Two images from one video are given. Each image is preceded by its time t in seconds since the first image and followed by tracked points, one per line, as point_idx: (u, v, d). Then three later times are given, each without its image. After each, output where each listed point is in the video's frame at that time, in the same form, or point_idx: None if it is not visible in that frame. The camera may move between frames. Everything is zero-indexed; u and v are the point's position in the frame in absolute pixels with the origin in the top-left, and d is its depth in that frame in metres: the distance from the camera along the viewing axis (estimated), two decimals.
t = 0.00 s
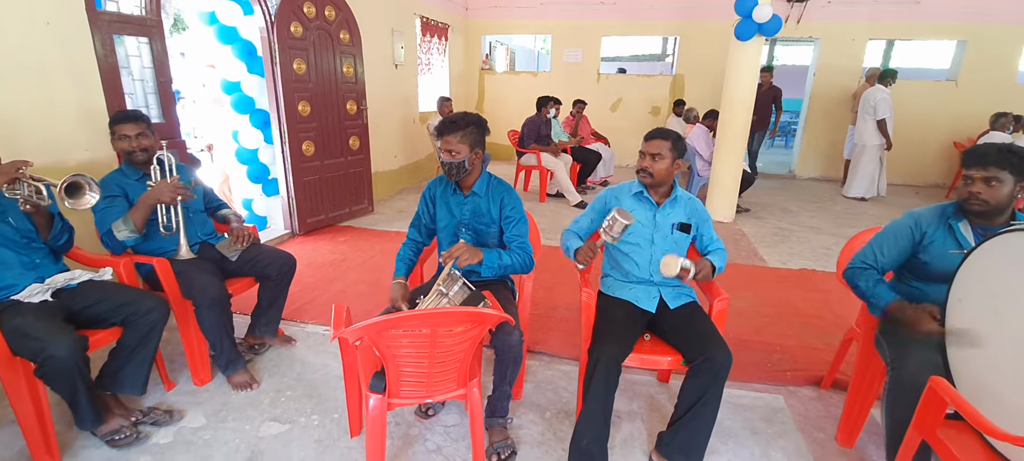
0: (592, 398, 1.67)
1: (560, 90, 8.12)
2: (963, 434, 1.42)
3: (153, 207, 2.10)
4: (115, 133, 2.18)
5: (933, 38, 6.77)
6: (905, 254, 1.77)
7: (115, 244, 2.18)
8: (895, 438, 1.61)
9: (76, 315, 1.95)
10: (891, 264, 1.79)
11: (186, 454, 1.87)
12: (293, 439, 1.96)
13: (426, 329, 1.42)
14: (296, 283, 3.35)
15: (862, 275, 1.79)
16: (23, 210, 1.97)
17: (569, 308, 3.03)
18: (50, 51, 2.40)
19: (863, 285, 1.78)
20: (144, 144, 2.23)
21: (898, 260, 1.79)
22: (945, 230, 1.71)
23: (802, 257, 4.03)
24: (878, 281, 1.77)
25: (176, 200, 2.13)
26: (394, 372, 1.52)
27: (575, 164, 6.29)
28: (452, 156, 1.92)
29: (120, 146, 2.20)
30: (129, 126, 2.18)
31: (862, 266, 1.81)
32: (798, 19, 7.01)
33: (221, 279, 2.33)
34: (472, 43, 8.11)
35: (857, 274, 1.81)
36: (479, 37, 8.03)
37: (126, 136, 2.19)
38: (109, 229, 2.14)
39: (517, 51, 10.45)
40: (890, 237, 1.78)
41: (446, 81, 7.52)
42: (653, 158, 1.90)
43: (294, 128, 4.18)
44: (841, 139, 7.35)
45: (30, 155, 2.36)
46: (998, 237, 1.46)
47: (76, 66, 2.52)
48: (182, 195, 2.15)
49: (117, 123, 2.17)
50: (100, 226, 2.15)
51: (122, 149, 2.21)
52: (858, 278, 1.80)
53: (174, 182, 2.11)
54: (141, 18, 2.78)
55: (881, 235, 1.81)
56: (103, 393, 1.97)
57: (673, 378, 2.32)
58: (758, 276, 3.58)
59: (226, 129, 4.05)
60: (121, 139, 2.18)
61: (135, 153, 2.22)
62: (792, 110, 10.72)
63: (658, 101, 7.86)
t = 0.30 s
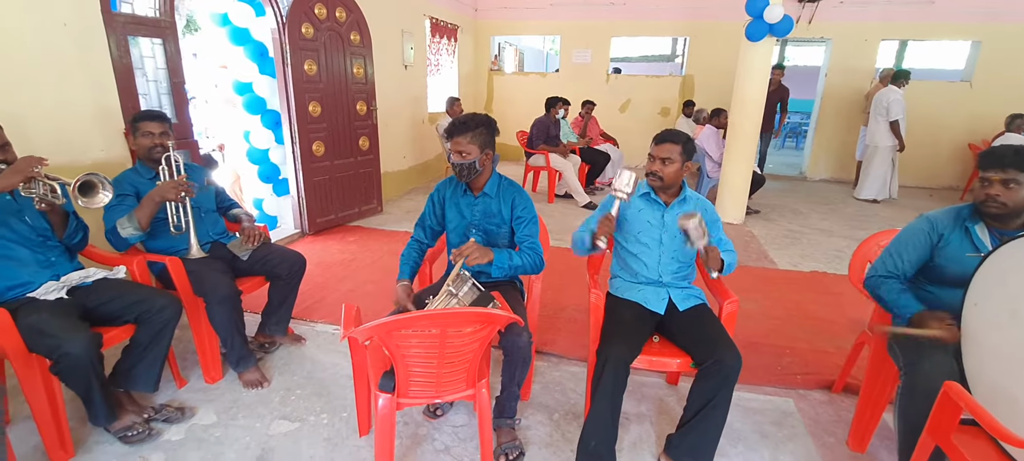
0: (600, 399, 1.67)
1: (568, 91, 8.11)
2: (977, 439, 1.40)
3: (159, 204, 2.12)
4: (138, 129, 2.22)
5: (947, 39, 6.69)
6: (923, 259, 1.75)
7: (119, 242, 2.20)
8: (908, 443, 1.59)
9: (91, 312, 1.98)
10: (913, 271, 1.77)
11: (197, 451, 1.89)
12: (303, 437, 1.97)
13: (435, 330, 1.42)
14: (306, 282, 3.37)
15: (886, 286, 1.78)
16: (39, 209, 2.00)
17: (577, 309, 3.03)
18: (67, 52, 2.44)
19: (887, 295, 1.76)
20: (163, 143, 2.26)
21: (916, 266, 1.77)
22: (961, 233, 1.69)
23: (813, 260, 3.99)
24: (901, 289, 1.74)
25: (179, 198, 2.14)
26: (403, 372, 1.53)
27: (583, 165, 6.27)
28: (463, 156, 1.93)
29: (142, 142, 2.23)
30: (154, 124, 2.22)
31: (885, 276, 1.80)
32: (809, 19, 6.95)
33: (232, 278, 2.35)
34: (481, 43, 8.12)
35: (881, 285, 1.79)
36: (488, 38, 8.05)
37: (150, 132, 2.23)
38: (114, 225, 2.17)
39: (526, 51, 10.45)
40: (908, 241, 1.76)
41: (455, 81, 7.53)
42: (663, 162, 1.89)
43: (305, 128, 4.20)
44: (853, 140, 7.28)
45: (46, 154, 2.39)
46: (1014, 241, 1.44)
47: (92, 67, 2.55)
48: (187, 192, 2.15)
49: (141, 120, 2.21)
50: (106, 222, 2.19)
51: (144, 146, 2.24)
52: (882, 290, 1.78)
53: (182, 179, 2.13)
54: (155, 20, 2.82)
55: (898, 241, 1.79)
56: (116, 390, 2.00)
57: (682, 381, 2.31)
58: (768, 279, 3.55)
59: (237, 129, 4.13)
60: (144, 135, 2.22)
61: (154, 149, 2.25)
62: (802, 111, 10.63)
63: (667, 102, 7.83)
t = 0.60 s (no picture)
0: (611, 401, 1.66)
1: (579, 92, 8.10)
2: (994, 447, 1.38)
3: (169, 203, 2.15)
4: (159, 128, 2.26)
5: (963, 40, 6.60)
6: (930, 264, 1.74)
7: (129, 240, 2.21)
8: (924, 450, 1.57)
9: (107, 310, 2.01)
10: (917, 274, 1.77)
11: (210, 449, 1.91)
12: (314, 436, 1.99)
13: (447, 330, 1.42)
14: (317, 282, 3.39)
15: (880, 280, 1.80)
16: (58, 209, 2.02)
17: (587, 311, 3.02)
18: (85, 54, 2.48)
19: (879, 287, 1.78)
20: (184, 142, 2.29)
21: (925, 270, 1.76)
22: (978, 237, 1.66)
23: (826, 263, 3.95)
24: (889, 283, 1.76)
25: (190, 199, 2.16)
26: (415, 372, 1.53)
27: (593, 166, 6.26)
28: (474, 156, 1.93)
29: (164, 141, 2.27)
30: (173, 124, 2.25)
31: (883, 272, 1.82)
32: (823, 20, 6.89)
33: (245, 277, 2.37)
34: (492, 45, 8.14)
35: (878, 278, 1.81)
36: (499, 39, 8.06)
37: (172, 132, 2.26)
38: (125, 222, 2.20)
39: (536, 53, 10.46)
40: (914, 245, 1.76)
41: (465, 82, 7.55)
42: (678, 166, 1.88)
43: (317, 129, 4.23)
44: (866, 142, 7.19)
45: (65, 154, 2.43)
46: None
47: (110, 68, 2.59)
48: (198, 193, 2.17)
49: (163, 119, 2.24)
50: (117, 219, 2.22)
51: (164, 145, 2.28)
52: (876, 283, 1.80)
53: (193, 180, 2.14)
54: (171, 22, 2.85)
55: (906, 244, 1.79)
56: (131, 387, 2.02)
57: (692, 384, 2.29)
58: (780, 282, 3.52)
59: (251, 130, 4.16)
60: (166, 133, 2.25)
61: (175, 148, 2.28)
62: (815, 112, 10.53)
63: (678, 103, 7.79)
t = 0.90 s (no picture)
0: (622, 403, 1.66)
1: (587, 92, 8.08)
2: (1012, 450, 1.36)
3: (187, 205, 2.17)
4: (173, 128, 2.28)
5: (978, 38, 6.51)
6: (942, 265, 1.73)
7: (145, 240, 2.26)
8: (941, 454, 1.55)
9: (122, 310, 2.03)
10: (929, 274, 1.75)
11: (223, 448, 1.93)
12: (325, 435, 2.00)
13: (458, 331, 1.43)
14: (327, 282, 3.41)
15: (890, 279, 1.78)
16: (75, 209, 2.05)
17: (596, 312, 3.01)
18: (101, 57, 2.51)
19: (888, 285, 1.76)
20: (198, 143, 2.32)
21: (937, 271, 1.74)
22: (990, 238, 1.64)
23: (838, 264, 3.91)
24: (897, 278, 1.76)
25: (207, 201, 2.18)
26: (426, 372, 1.54)
27: (602, 167, 6.24)
28: (481, 161, 1.93)
29: (178, 141, 2.29)
30: (189, 124, 2.28)
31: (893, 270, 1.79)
32: (834, 19, 6.83)
33: (257, 277, 2.39)
34: (500, 46, 8.15)
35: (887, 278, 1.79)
36: (507, 40, 8.07)
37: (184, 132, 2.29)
38: (142, 222, 2.23)
39: (545, 53, 10.45)
40: (926, 247, 1.74)
41: (474, 83, 7.56)
42: (687, 164, 1.87)
43: (327, 130, 4.26)
44: (879, 142, 7.11)
45: (81, 156, 2.46)
46: None
47: (124, 71, 2.62)
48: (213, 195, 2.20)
49: (177, 119, 2.28)
50: (134, 219, 2.25)
51: (178, 145, 2.30)
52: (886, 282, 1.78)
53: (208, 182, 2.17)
54: (184, 25, 2.89)
55: (918, 246, 1.77)
56: (145, 386, 2.05)
57: (703, 386, 2.28)
58: (792, 283, 3.49)
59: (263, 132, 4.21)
60: (179, 134, 2.28)
61: (190, 148, 2.31)
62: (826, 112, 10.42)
63: (687, 104, 7.75)
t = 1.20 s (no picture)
0: (631, 403, 1.64)
1: (594, 90, 8.05)
2: None
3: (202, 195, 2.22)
4: (177, 132, 2.30)
5: (992, 32, 6.41)
6: (969, 263, 1.66)
7: (173, 238, 2.33)
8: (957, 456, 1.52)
9: (134, 309, 2.05)
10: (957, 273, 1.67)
11: (233, 446, 1.94)
12: (334, 434, 2.00)
13: (467, 330, 1.42)
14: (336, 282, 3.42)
15: (917, 280, 1.69)
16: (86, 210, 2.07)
17: (605, 311, 3.00)
18: (111, 58, 2.53)
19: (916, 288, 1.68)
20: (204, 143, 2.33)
21: (963, 270, 1.67)
22: (1013, 237, 1.61)
23: (850, 263, 3.87)
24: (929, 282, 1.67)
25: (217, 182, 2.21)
26: (434, 372, 1.54)
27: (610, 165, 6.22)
28: (491, 157, 1.92)
29: (182, 144, 2.30)
30: (190, 127, 2.28)
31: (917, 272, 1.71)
32: (845, 14, 6.76)
33: (267, 276, 2.40)
34: (507, 44, 8.14)
35: (913, 279, 1.71)
36: (514, 38, 8.05)
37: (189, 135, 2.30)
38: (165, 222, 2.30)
39: (552, 51, 10.42)
40: (948, 244, 1.69)
41: (481, 82, 7.55)
42: (700, 166, 1.85)
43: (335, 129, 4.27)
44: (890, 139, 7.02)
45: (92, 156, 2.48)
46: None
47: (134, 72, 2.64)
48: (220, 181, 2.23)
49: (180, 123, 2.29)
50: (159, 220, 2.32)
51: (183, 148, 2.31)
52: (912, 284, 1.70)
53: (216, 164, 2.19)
54: (193, 26, 2.90)
55: (939, 244, 1.71)
56: (156, 384, 2.06)
57: (713, 385, 2.26)
58: (803, 282, 3.46)
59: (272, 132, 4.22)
60: (184, 137, 2.29)
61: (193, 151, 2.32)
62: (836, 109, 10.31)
63: (695, 101, 7.70)
